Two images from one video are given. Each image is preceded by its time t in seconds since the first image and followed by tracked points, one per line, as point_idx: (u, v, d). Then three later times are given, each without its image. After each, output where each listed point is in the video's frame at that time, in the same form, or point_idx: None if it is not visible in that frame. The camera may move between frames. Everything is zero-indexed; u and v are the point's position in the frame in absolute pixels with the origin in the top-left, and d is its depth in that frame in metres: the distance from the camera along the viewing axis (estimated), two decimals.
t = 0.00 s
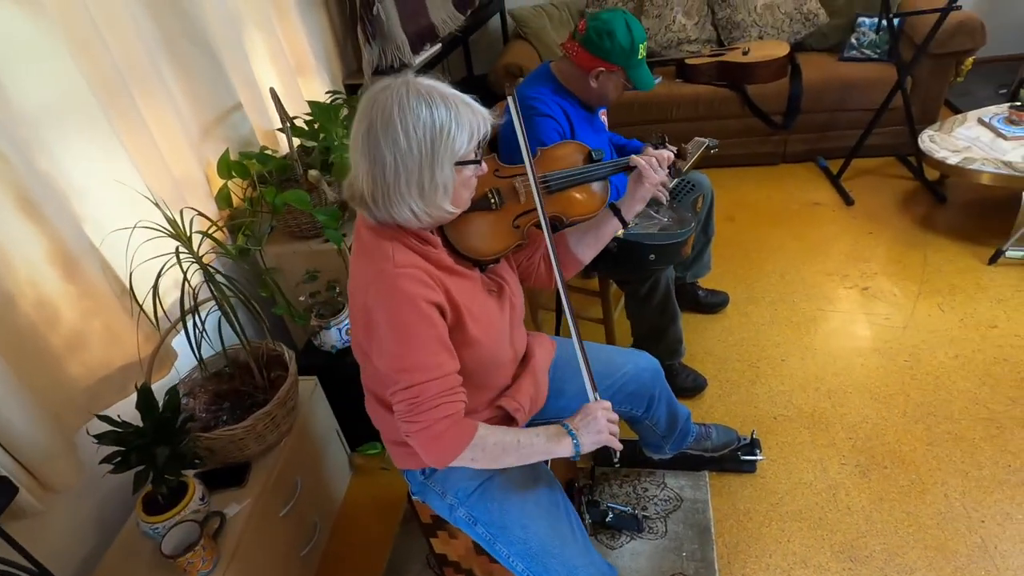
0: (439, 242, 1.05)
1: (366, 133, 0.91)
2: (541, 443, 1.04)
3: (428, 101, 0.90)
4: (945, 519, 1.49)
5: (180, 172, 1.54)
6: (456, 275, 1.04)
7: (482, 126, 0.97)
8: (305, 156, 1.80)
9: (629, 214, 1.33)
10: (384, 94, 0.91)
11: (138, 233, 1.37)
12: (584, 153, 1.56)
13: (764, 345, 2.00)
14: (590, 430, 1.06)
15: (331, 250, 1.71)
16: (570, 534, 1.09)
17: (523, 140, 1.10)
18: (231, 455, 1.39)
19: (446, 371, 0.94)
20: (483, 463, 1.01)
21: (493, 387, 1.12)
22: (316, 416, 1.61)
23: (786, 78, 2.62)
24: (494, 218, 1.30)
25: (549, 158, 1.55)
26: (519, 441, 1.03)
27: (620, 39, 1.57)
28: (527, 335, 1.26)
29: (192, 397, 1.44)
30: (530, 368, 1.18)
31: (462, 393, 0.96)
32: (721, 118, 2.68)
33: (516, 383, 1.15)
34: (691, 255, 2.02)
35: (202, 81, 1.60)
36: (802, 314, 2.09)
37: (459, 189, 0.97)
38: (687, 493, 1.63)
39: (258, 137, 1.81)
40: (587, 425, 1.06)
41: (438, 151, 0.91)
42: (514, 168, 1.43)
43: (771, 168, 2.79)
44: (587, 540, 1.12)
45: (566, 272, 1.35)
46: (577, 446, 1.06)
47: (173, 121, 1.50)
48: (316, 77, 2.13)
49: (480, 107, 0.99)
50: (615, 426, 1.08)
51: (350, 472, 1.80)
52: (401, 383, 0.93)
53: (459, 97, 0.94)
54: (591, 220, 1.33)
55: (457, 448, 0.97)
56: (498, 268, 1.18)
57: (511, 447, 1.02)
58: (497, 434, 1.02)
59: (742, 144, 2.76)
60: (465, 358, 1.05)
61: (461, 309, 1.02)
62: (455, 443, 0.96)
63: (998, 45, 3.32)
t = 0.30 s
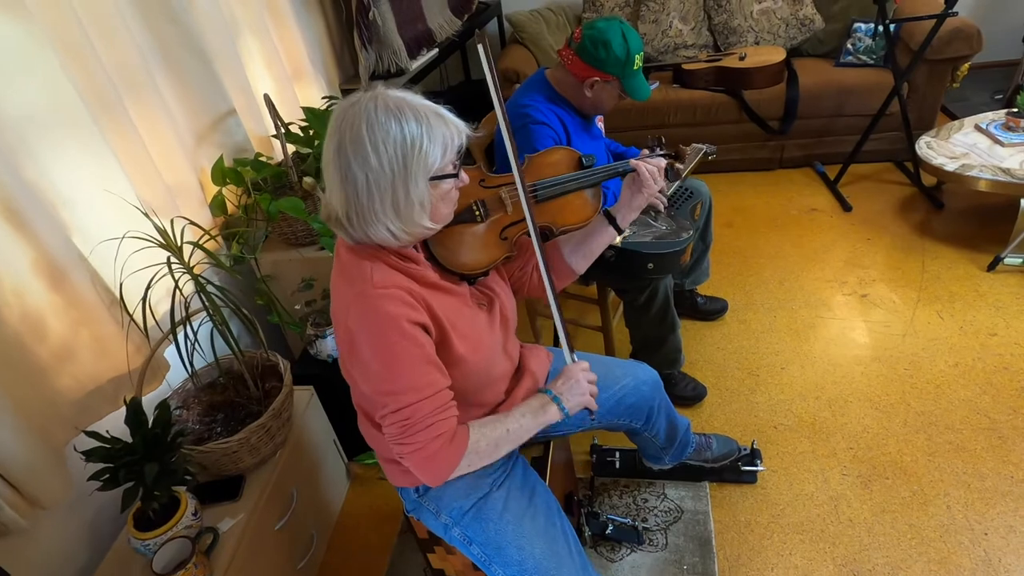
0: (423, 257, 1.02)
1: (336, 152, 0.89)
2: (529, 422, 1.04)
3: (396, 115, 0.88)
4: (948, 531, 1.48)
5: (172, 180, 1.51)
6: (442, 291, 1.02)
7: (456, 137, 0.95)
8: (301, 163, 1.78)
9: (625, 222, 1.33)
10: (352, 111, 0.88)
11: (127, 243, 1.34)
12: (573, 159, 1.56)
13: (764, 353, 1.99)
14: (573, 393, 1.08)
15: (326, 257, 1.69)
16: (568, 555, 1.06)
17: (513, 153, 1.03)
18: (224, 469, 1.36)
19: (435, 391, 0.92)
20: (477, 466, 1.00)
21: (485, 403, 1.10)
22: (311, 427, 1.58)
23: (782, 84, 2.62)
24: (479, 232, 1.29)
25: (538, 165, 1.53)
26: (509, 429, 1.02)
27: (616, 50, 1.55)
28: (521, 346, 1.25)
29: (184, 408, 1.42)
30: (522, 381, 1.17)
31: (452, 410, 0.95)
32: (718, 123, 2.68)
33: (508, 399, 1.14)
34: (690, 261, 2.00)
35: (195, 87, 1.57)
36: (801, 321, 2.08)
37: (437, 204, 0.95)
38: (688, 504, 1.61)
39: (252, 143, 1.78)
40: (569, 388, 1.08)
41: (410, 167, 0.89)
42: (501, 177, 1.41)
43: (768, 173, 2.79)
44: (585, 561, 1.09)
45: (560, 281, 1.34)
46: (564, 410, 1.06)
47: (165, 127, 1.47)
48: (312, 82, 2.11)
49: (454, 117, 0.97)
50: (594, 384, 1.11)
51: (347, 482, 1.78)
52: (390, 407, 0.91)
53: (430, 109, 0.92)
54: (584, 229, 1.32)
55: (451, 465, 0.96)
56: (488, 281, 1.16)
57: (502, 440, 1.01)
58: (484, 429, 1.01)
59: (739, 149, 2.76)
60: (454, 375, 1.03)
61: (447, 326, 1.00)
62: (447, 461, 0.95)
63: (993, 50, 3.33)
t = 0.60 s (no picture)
0: (410, 271, 1.00)
1: (306, 171, 0.87)
2: (514, 455, 1.01)
3: (364, 128, 0.86)
4: (952, 537, 1.47)
5: (163, 191, 1.48)
6: (430, 307, 1.00)
7: (429, 144, 0.92)
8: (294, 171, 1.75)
9: (619, 220, 1.28)
10: (318, 127, 0.87)
11: (118, 257, 1.30)
12: (561, 161, 1.52)
13: (764, 358, 1.98)
14: (561, 429, 1.04)
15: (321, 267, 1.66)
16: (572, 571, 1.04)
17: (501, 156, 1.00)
18: (220, 486, 1.33)
19: (418, 418, 0.90)
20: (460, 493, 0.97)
21: (481, 418, 1.08)
22: (308, 440, 1.55)
23: (776, 88, 2.63)
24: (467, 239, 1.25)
25: (525, 169, 1.50)
26: (493, 462, 0.99)
27: (608, 57, 1.52)
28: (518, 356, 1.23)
29: (179, 423, 1.39)
30: (522, 391, 1.14)
31: (436, 435, 0.93)
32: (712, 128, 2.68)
33: (504, 412, 1.11)
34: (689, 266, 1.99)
35: (186, 95, 1.54)
36: (800, 325, 2.08)
37: (416, 215, 0.92)
38: (691, 512, 1.60)
39: (245, 151, 1.76)
40: (558, 423, 1.04)
41: (381, 178, 0.87)
42: (487, 184, 1.39)
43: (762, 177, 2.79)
44: None
45: (554, 286, 1.32)
46: (551, 446, 1.03)
47: (155, 136, 1.44)
48: (305, 89, 2.09)
49: (427, 124, 0.95)
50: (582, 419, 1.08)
51: (346, 493, 1.76)
52: (372, 435, 0.90)
53: (398, 117, 0.89)
54: (577, 231, 1.30)
55: (436, 489, 0.94)
56: (480, 290, 1.14)
57: (484, 471, 0.98)
58: (468, 462, 0.97)
59: (734, 153, 2.76)
60: (445, 393, 1.01)
61: (435, 345, 0.97)
62: (432, 488, 0.93)
63: (982, 53, 3.35)
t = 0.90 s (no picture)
0: (436, 272, 0.98)
1: (348, 164, 0.86)
2: (549, 529, 0.95)
3: (411, 126, 0.85)
4: (955, 538, 1.47)
5: (158, 199, 1.45)
6: (457, 309, 0.98)
7: (473, 148, 0.91)
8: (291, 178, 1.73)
9: (632, 236, 1.31)
10: (364, 123, 0.86)
11: (117, 267, 1.28)
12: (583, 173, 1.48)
13: (762, 361, 1.98)
14: (604, 529, 0.96)
15: (319, 274, 1.65)
16: None
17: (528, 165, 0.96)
18: (218, 500, 1.30)
19: (450, 418, 0.87)
20: (487, 526, 0.93)
21: (500, 424, 1.07)
22: (307, 452, 1.52)
23: (767, 91, 2.65)
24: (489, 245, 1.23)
25: (546, 180, 1.44)
26: (528, 517, 0.94)
27: (607, 63, 1.52)
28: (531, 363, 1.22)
29: (177, 436, 1.37)
30: (538, 398, 1.13)
31: (467, 438, 0.89)
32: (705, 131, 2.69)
33: (522, 419, 1.10)
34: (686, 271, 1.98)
35: (181, 101, 1.51)
36: (797, 327, 2.09)
37: (454, 216, 0.91)
38: (695, 518, 1.59)
39: (240, 157, 1.73)
40: (602, 520, 0.96)
41: (427, 176, 0.85)
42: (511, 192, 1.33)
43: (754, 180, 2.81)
44: None
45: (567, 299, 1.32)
46: (588, 543, 0.95)
47: (150, 143, 1.41)
48: (298, 94, 2.07)
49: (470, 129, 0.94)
50: (632, 524, 0.98)
51: (344, 504, 1.73)
52: (403, 434, 0.86)
53: (445, 119, 0.89)
54: (591, 244, 1.32)
55: (467, 499, 0.90)
56: (497, 296, 1.13)
57: (517, 521, 0.93)
58: (503, 496, 0.94)
59: (726, 156, 2.77)
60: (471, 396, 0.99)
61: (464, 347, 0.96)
62: (463, 494, 0.89)
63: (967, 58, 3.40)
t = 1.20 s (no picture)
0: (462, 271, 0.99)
1: (399, 153, 0.85)
2: (575, 493, 0.97)
3: (466, 123, 0.85)
4: (951, 532, 1.49)
5: (151, 206, 1.43)
6: (482, 307, 0.99)
7: (520, 153, 0.92)
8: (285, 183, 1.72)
9: (648, 252, 1.33)
10: (419, 116, 0.86)
11: (113, 274, 1.27)
12: (606, 188, 1.59)
13: (755, 361, 2.00)
14: (625, 479, 0.98)
15: (316, 281, 1.64)
16: None
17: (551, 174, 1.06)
18: (217, 511, 1.28)
19: (476, 411, 0.87)
20: (515, 511, 0.93)
21: (515, 426, 1.07)
22: (306, 460, 1.51)
23: (754, 95, 2.68)
24: (514, 250, 1.26)
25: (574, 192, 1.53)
26: (554, 489, 0.95)
27: (602, 63, 1.52)
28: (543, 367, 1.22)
29: (173, 447, 1.35)
30: (550, 402, 1.14)
31: (492, 432, 0.89)
32: (694, 135, 2.71)
33: (536, 421, 1.11)
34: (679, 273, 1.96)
35: (173, 107, 1.49)
36: (789, 328, 2.11)
37: (494, 217, 0.91)
38: (695, 518, 1.59)
39: (232, 163, 1.71)
40: (622, 472, 0.98)
41: (475, 175, 0.85)
42: (536, 200, 1.41)
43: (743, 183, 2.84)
44: None
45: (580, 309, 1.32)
46: (614, 495, 0.98)
47: (143, 150, 1.39)
48: (288, 99, 2.05)
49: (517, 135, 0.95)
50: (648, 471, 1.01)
51: (340, 512, 1.71)
52: (430, 425, 0.85)
53: (498, 123, 0.89)
54: (609, 257, 1.33)
55: (492, 494, 0.89)
56: (516, 301, 1.14)
57: (544, 496, 0.94)
58: (529, 478, 0.94)
59: (714, 160, 2.80)
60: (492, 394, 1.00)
61: (489, 345, 0.96)
62: (488, 489, 0.88)
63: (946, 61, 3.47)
